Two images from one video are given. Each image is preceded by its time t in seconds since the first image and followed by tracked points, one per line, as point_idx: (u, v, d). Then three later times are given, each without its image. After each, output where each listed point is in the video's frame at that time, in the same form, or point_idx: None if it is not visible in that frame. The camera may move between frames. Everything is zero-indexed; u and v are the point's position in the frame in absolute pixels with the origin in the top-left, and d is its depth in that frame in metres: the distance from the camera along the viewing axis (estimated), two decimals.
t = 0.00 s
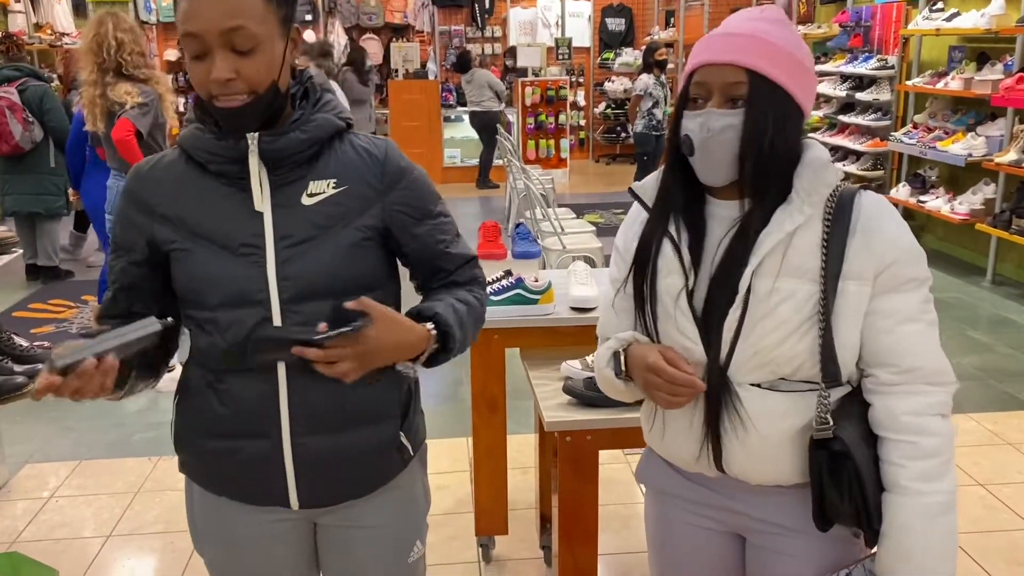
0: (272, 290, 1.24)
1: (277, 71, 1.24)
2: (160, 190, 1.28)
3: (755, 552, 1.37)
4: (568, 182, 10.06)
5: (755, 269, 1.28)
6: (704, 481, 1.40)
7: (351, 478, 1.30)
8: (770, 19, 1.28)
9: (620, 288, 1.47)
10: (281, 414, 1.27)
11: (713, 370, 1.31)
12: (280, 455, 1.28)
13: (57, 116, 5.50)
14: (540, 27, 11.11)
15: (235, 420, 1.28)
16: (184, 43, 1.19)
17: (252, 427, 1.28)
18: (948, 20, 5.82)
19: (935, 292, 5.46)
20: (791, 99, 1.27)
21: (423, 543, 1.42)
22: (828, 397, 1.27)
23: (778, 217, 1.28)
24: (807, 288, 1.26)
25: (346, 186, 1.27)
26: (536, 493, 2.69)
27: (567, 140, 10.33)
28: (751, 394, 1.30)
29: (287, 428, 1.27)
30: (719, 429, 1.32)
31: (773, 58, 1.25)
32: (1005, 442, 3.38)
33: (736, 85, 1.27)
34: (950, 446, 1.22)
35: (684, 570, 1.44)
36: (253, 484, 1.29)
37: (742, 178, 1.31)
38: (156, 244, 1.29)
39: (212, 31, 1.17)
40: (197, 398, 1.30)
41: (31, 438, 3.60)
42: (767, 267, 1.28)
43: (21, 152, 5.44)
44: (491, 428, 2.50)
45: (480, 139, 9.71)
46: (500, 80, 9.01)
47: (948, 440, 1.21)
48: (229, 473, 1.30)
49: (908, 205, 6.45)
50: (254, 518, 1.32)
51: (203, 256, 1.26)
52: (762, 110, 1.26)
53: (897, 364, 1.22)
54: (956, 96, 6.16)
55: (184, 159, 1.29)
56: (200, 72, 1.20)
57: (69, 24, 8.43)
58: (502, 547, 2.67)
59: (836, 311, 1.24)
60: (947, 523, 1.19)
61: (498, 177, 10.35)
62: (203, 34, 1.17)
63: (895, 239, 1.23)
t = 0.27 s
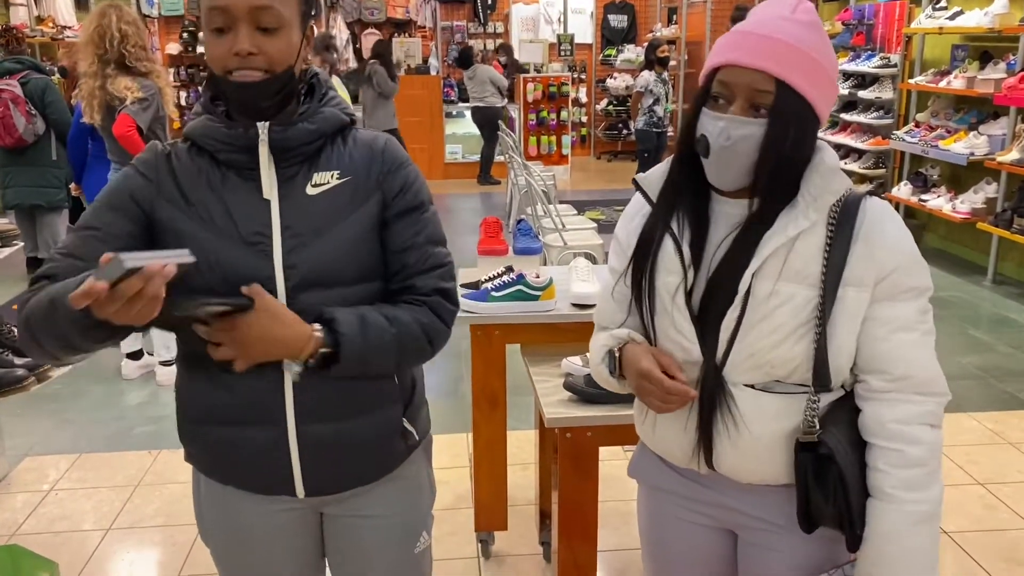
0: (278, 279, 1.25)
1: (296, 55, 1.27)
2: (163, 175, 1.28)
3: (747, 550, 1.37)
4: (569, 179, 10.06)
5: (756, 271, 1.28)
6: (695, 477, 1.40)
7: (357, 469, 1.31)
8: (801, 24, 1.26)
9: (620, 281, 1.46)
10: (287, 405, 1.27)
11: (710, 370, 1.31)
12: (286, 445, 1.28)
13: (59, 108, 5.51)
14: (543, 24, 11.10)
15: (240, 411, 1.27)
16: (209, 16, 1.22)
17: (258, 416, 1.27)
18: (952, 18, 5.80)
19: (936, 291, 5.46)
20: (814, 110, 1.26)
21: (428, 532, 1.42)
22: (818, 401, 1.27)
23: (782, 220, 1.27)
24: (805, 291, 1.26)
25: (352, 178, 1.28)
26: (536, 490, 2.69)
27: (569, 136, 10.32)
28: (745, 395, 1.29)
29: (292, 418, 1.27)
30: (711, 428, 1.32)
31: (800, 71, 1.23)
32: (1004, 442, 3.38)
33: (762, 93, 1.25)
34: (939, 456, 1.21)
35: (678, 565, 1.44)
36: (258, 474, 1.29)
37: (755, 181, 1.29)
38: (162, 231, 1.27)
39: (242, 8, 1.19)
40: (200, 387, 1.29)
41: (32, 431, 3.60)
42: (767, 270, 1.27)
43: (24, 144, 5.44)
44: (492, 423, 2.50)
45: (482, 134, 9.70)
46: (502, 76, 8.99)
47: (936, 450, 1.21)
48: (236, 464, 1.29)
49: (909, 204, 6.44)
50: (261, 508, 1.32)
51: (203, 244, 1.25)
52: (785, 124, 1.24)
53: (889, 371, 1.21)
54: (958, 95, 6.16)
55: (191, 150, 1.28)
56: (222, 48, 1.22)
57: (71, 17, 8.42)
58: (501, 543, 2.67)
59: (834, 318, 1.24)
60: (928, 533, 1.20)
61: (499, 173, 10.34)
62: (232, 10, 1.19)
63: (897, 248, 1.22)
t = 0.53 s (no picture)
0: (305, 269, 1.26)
1: (315, 47, 1.29)
2: (177, 173, 1.25)
3: (745, 549, 1.37)
4: (572, 175, 10.04)
5: (749, 269, 1.27)
6: (691, 475, 1.40)
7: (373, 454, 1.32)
8: (771, 15, 1.26)
9: (619, 282, 1.47)
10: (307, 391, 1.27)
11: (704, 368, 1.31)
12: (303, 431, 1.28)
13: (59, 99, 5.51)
14: (547, 19, 11.08)
15: (260, 397, 1.27)
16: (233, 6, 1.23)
17: (278, 403, 1.27)
18: (957, 16, 5.78)
19: (939, 290, 5.45)
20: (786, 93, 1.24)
21: (439, 518, 1.42)
22: (813, 398, 1.26)
23: (774, 216, 1.26)
24: (799, 288, 1.25)
25: (370, 172, 1.30)
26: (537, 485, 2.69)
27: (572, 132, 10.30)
28: (739, 392, 1.29)
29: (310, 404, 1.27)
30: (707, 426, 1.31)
31: (761, 54, 1.23)
32: (1006, 441, 3.38)
33: (725, 79, 1.26)
34: (938, 452, 1.20)
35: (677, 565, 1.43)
36: (276, 463, 1.28)
37: (739, 159, 1.27)
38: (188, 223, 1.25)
39: None
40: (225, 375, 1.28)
41: (33, 422, 3.61)
42: (760, 267, 1.26)
43: (25, 136, 5.43)
44: (493, 419, 2.49)
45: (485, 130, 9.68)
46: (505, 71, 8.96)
47: (935, 446, 1.20)
48: (251, 454, 1.28)
49: (912, 202, 6.43)
50: (272, 499, 1.31)
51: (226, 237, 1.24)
52: (753, 108, 1.24)
53: (885, 367, 1.20)
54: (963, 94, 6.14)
55: (207, 144, 1.27)
56: (247, 40, 1.24)
57: (74, 9, 8.41)
58: (501, 539, 2.67)
59: (828, 314, 1.23)
60: (928, 530, 1.18)
61: (501, 168, 10.32)
62: None
63: (890, 241, 1.21)
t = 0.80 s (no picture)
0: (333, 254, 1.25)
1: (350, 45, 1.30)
2: (207, 155, 1.25)
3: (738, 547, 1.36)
4: (575, 171, 10.04)
5: (731, 260, 1.26)
6: (681, 471, 1.40)
7: (397, 440, 1.33)
8: (736, 18, 1.23)
9: (619, 274, 1.48)
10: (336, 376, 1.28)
11: (687, 359, 1.30)
12: (331, 416, 1.28)
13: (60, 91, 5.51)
14: (551, 14, 11.06)
15: (293, 380, 1.27)
16: (272, 8, 1.23)
17: (304, 386, 1.27)
18: (963, 15, 5.76)
19: (942, 289, 5.44)
20: (751, 94, 1.22)
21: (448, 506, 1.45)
22: (791, 394, 1.25)
23: (760, 209, 1.26)
24: (782, 281, 1.24)
25: (401, 161, 1.32)
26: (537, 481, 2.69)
27: (576, 128, 10.28)
28: (721, 385, 1.28)
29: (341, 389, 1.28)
30: (689, 418, 1.31)
31: (715, 61, 1.21)
32: (1007, 441, 3.37)
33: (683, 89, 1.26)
34: (918, 454, 1.16)
35: (670, 563, 1.44)
36: (305, 447, 1.29)
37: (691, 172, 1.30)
38: (219, 205, 1.25)
39: (311, 5, 1.22)
40: (254, 357, 1.28)
41: (35, 413, 3.61)
42: (743, 258, 1.26)
43: (25, 126, 5.45)
44: (494, 414, 2.49)
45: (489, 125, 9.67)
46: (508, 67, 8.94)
47: (916, 448, 1.16)
48: (273, 437, 1.29)
49: (916, 201, 6.42)
50: (295, 484, 1.31)
51: (255, 222, 1.25)
52: (709, 114, 1.23)
53: (864, 364, 1.17)
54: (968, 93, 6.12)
55: (240, 129, 1.27)
56: (286, 40, 1.24)
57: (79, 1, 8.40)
58: (501, 533, 2.67)
59: (809, 308, 1.22)
60: (900, 534, 1.14)
61: (505, 164, 10.32)
62: (302, 4, 1.22)
63: (875, 237, 1.18)
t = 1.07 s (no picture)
0: (381, 235, 1.34)
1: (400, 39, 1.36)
2: (260, 137, 1.31)
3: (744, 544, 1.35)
4: (581, 168, 10.01)
5: (737, 255, 1.26)
6: (688, 465, 1.40)
7: (437, 415, 1.41)
8: (754, 10, 1.23)
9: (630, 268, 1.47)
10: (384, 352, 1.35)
11: (693, 355, 1.30)
12: (377, 392, 1.36)
13: (67, 82, 5.52)
14: (559, 10, 11.03)
15: (341, 358, 1.34)
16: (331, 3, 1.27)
17: (352, 362, 1.35)
18: (973, 14, 5.73)
19: (949, 288, 5.43)
20: (765, 86, 1.21)
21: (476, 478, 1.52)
22: (796, 391, 1.24)
23: (766, 204, 1.25)
24: (788, 277, 1.24)
25: (443, 147, 1.41)
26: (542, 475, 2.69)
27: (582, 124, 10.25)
28: (727, 382, 1.28)
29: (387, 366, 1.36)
30: (694, 414, 1.31)
31: (726, 53, 1.21)
32: (1013, 440, 3.36)
33: (698, 83, 1.25)
34: (924, 453, 1.15)
35: (677, 560, 1.43)
36: (352, 421, 1.36)
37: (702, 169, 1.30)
38: (270, 188, 1.32)
39: (369, 4, 1.27)
40: (303, 334, 1.36)
41: (41, 403, 3.62)
42: (749, 253, 1.26)
43: (31, 117, 5.46)
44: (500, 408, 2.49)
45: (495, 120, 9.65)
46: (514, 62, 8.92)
47: (920, 447, 1.15)
48: (320, 411, 1.35)
49: (923, 200, 6.40)
50: (338, 457, 1.38)
51: (308, 204, 1.33)
52: (724, 107, 1.23)
53: (869, 362, 1.17)
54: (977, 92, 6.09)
55: (290, 112, 1.33)
56: (342, 37, 1.29)
57: None
58: (505, 527, 2.67)
59: (815, 304, 1.21)
60: (902, 533, 1.14)
61: (511, 160, 10.29)
62: (359, 3, 1.27)
63: (882, 233, 1.17)
